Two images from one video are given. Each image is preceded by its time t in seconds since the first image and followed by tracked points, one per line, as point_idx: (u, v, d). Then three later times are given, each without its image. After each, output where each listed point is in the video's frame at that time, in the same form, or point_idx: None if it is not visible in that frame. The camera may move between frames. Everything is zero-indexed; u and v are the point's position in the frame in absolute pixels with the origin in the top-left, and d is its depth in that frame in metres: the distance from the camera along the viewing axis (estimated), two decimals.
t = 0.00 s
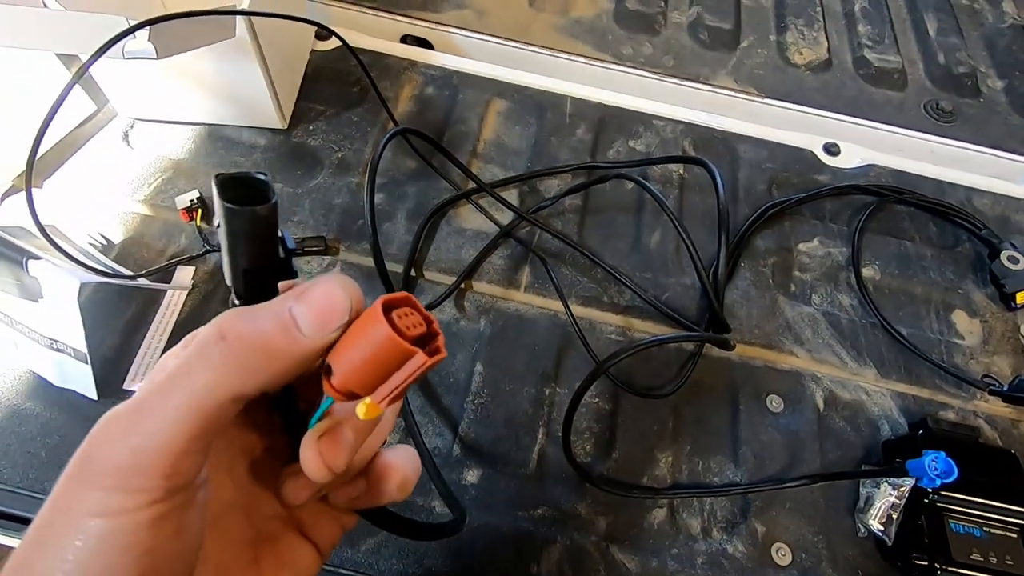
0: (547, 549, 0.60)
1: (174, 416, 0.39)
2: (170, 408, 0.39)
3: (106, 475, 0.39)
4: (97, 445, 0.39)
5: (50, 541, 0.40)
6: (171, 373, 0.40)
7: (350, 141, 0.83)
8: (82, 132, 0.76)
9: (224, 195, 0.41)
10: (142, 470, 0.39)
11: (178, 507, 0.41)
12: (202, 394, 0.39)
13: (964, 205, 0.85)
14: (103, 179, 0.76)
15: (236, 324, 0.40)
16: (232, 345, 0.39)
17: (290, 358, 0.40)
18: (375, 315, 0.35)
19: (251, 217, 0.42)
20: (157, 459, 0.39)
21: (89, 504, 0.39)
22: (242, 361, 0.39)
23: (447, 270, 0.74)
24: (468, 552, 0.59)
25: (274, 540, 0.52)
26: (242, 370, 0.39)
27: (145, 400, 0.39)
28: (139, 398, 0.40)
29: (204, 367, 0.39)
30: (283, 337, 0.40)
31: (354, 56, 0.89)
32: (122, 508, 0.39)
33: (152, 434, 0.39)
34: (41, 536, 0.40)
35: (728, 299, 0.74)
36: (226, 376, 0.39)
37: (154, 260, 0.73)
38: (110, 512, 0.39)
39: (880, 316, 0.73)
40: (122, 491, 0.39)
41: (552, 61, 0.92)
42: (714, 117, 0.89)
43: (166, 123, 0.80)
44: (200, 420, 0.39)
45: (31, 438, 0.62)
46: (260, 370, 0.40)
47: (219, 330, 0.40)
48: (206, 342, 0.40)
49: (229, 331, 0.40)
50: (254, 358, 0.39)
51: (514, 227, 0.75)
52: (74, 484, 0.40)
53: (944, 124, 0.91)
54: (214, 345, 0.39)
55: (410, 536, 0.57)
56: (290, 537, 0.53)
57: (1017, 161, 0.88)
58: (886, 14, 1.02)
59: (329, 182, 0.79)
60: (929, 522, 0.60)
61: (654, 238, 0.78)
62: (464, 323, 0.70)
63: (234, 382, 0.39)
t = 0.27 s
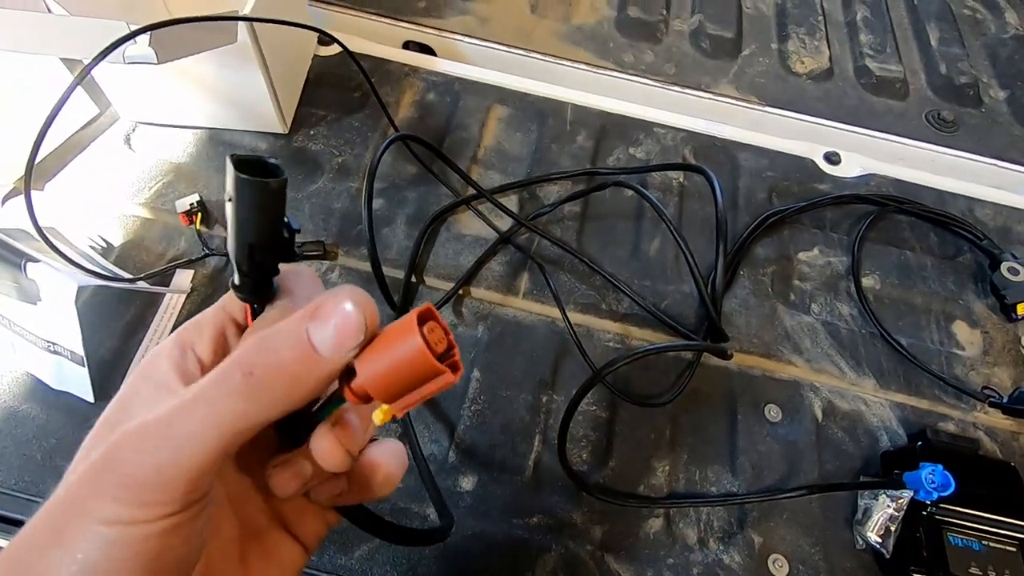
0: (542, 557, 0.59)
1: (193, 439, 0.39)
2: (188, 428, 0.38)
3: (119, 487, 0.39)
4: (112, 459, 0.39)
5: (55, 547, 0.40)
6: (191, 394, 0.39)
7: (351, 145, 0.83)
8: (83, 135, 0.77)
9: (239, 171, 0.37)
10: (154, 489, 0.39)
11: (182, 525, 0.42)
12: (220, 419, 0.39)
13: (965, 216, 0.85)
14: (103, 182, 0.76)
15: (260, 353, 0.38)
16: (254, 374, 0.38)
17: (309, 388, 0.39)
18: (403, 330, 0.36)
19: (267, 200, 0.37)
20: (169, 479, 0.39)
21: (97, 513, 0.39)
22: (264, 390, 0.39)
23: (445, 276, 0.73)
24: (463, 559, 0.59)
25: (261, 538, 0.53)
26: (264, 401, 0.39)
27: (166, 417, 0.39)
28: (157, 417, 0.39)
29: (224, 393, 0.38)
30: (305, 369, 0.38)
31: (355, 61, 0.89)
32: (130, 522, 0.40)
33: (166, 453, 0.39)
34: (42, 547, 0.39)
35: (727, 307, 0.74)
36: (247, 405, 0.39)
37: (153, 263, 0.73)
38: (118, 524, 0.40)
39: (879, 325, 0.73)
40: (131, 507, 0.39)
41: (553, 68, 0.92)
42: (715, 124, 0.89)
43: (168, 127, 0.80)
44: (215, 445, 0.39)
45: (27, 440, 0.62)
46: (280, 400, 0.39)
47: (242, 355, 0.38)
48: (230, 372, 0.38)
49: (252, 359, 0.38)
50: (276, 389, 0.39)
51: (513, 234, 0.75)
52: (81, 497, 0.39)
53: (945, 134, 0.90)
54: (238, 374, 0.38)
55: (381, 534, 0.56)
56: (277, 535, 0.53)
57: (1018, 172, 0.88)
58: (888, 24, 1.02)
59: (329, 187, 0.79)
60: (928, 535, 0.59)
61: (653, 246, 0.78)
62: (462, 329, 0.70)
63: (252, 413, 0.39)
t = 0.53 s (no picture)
0: (534, 564, 0.59)
1: (224, 436, 0.40)
2: (219, 432, 0.40)
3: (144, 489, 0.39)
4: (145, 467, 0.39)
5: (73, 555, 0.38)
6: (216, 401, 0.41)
7: (348, 150, 0.83)
8: (82, 139, 0.77)
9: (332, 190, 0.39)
10: (185, 490, 0.40)
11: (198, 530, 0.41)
12: (248, 425, 0.40)
13: (961, 224, 0.85)
14: (101, 186, 0.76)
15: (287, 357, 0.41)
16: (278, 377, 0.41)
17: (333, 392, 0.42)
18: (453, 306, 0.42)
19: (351, 226, 0.38)
20: (198, 492, 0.40)
21: (117, 539, 0.39)
22: (289, 394, 0.41)
23: (441, 281, 0.74)
24: (455, 565, 0.59)
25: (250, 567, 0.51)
26: (287, 403, 0.41)
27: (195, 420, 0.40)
28: (188, 422, 0.40)
29: (258, 399, 0.40)
30: (330, 370, 0.41)
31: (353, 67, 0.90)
32: (157, 529, 0.39)
33: (194, 457, 0.40)
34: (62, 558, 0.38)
35: (722, 314, 0.74)
36: (271, 410, 0.40)
37: (150, 267, 0.73)
38: (141, 540, 0.39)
39: (875, 333, 0.73)
40: (156, 514, 0.39)
41: (552, 74, 0.92)
42: (712, 131, 0.89)
43: (166, 131, 0.81)
44: (242, 448, 0.40)
45: (21, 443, 0.62)
46: (299, 404, 0.41)
47: (273, 358, 0.41)
48: (257, 373, 0.41)
49: (282, 362, 0.41)
50: (297, 392, 0.41)
51: (509, 239, 0.75)
52: (110, 511, 0.39)
53: (942, 141, 0.91)
54: (264, 377, 0.41)
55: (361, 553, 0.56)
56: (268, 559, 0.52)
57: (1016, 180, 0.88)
58: (885, 32, 1.02)
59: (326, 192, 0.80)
60: (922, 544, 0.59)
61: (649, 252, 0.78)
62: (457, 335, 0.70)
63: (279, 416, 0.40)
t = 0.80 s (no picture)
0: (527, 565, 0.59)
1: (162, 365, 0.38)
2: (148, 360, 0.38)
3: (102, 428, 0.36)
4: (95, 407, 0.37)
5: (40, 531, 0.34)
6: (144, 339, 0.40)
7: (344, 154, 0.83)
8: (81, 143, 0.77)
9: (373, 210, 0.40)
10: (143, 422, 0.37)
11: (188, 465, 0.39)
12: (184, 343, 0.39)
13: (955, 226, 0.85)
14: (98, 190, 0.77)
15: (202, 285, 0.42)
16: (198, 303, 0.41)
17: (246, 300, 0.43)
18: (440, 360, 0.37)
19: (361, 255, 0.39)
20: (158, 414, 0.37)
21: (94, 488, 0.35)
22: (207, 312, 0.41)
23: (435, 284, 0.74)
24: (448, 567, 0.59)
25: None
26: (212, 320, 0.41)
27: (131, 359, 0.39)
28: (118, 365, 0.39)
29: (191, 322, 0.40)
30: (236, 283, 0.43)
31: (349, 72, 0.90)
32: (120, 476, 0.36)
33: (142, 387, 0.37)
34: (33, 536, 0.34)
35: (716, 316, 0.74)
36: (197, 328, 0.40)
37: (146, 270, 0.73)
38: (111, 483, 0.35)
39: (869, 335, 0.73)
40: (122, 456, 0.36)
41: (546, 78, 0.93)
42: (706, 134, 0.89)
43: (163, 135, 0.81)
44: (190, 367, 0.39)
45: (17, 445, 0.62)
46: (222, 318, 0.41)
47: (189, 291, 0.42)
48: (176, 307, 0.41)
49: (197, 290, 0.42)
50: (218, 307, 0.41)
51: (503, 242, 0.75)
52: (68, 467, 0.35)
53: (936, 145, 0.91)
54: (184, 304, 0.41)
55: (332, 570, 0.55)
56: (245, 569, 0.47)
57: (1010, 182, 0.88)
58: (879, 36, 1.02)
59: (321, 196, 0.80)
60: (914, 545, 0.59)
61: (643, 255, 0.78)
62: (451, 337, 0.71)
63: (208, 330, 0.40)
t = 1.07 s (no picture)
0: (526, 569, 0.59)
1: (171, 381, 0.38)
2: (156, 375, 0.38)
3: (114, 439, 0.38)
4: (109, 416, 0.38)
5: (70, 529, 0.39)
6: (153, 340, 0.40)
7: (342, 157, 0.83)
8: (78, 147, 0.77)
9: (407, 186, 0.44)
10: (153, 441, 0.38)
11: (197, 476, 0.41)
12: (193, 360, 0.39)
13: (954, 228, 0.85)
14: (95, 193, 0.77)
15: (221, 292, 0.40)
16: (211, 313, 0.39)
17: (270, 320, 0.40)
18: (476, 322, 0.38)
19: (412, 221, 0.43)
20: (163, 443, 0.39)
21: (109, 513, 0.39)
22: (218, 325, 0.39)
23: (433, 287, 0.74)
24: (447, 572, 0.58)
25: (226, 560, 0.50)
26: (223, 336, 0.39)
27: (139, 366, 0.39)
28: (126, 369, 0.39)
29: (195, 341, 0.39)
30: (258, 299, 0.40)
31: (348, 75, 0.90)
32: (135, 493, 0.39)
33: (149, 400, 0.38)
34: (68, 535, 0.39)
35: (715, 319, 0.74)
36: (205, 346, 0.39)
37: (143, 273, 0.73)
38: (126, 508, 0.39)
39: (868, 337, 0.73)
40: (136, 474, 0.38)
41: (545, 81, 0.93)
42: (705, 137, 0.90)
43: (162, 139, 0.81)
44: (201, 383, 0.39)
45: (14, 450, 0.62)
46: (234, 334, 0.39)
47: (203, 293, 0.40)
48: (187, 309, 0.40)
49: (211, 295, 0.40)
50: (232, 324, 0.39)
51: (502, 245, 0.75)
52: (90, 484, 0.38)
53: (934, 147, 0.91)
54: (195, 310, 0.39)
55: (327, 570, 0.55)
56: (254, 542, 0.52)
57: (1008, 184, 0.88)
58: (877, 38, 1.02)
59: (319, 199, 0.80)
60: (916, 549, 0.59)
61: (642, 257, 0.78)
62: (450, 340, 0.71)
63: (218, 347, 0.39)
